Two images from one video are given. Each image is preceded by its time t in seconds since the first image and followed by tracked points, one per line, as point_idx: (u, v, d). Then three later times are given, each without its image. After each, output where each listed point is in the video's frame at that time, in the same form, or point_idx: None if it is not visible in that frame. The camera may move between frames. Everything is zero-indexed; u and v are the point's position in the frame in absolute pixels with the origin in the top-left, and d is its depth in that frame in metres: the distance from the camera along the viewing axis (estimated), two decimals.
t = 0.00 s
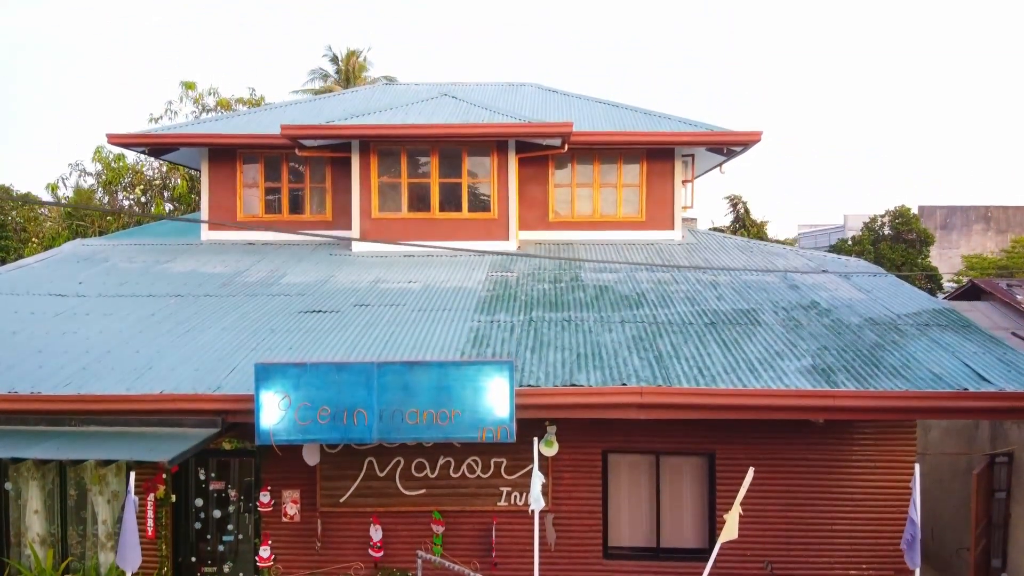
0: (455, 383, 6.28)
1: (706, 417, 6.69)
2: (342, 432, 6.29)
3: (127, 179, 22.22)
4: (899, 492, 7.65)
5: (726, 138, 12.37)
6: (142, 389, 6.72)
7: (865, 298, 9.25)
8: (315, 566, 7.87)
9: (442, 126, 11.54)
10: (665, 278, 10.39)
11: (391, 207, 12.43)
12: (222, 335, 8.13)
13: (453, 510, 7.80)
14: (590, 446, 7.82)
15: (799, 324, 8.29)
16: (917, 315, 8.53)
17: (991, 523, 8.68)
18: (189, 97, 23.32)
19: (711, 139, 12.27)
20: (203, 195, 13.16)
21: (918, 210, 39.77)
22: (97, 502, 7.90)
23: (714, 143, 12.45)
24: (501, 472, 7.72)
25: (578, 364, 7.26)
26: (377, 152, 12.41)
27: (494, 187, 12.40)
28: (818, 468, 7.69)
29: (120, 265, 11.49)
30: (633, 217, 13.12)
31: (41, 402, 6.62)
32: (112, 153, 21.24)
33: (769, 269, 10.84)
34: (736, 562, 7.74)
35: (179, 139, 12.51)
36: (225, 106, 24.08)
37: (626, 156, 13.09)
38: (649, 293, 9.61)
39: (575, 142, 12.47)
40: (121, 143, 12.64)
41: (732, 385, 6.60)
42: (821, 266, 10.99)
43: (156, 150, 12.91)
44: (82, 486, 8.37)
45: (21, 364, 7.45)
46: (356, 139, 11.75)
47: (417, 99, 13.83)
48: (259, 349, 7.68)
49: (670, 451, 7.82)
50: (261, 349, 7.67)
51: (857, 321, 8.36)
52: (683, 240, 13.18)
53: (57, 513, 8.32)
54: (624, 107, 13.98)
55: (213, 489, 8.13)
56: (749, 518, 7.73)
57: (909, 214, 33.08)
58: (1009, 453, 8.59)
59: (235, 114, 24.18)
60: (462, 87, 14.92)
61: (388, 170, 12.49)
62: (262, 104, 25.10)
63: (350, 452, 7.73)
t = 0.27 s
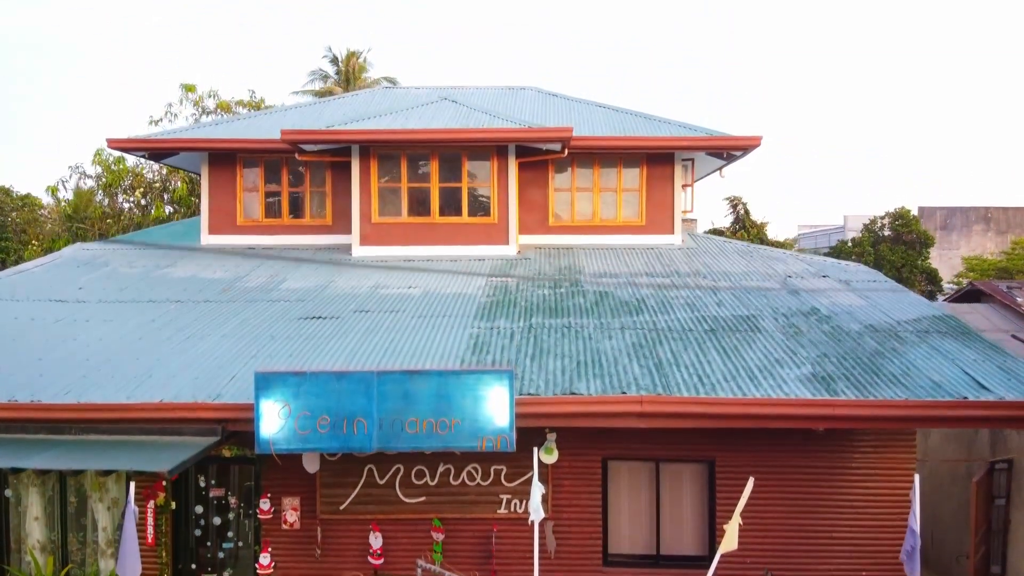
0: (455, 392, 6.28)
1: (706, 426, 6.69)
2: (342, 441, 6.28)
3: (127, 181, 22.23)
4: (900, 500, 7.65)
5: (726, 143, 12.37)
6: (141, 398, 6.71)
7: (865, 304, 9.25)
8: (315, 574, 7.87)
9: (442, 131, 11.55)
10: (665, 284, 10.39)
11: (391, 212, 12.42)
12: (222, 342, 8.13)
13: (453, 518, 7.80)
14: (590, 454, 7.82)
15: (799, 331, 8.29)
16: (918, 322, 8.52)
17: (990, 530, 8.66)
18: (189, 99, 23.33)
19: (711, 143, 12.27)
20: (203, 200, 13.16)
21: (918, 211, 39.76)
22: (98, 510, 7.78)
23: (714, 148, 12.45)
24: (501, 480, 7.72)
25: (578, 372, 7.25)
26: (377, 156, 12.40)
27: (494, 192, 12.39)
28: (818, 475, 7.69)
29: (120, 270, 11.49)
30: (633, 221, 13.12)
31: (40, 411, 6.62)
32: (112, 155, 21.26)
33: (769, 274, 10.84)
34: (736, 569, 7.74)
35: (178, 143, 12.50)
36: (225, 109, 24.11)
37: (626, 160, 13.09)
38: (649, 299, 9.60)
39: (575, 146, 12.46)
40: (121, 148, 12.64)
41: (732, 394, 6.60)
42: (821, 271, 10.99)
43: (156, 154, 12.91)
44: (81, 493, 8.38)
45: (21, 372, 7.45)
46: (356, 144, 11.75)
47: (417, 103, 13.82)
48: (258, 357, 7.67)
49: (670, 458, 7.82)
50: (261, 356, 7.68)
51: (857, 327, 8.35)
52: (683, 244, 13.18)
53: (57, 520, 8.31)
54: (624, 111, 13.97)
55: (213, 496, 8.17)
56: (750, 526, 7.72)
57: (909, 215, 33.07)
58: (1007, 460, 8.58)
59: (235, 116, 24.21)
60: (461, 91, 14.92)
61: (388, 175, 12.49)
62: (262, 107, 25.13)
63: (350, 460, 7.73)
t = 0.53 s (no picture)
0: (455, 412, 6.27)
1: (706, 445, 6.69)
2: (342, 461, 6.28)
3: (128, 186, 22.24)
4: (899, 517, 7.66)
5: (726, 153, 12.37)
6: (142, 416, 6.71)
7: (866, 318, 9.24)
8: None
9: (442, 142, 11.56)
10: (665, 296, 10.38)
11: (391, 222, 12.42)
12: (222, 358, 8.12)
13: (453, 534, 7.79)
14: (590, 470, 7.82)
15: (799, 346, 8.29)
16: (918, 337, 8.51)
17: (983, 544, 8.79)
18: (190, 105, 23.34)
19: (711, 154, 12.27)
20: (203, 209, 13.16)
21: (918, 214, 39.74)
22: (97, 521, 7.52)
23: (714, 158, 12.45)
24: (500, 496, 7.72)
25: (578, 389, 7.25)
26: (377, 166, 12.40)
27: (495, 202, 12.39)
28: (819, 492, 7.69)
29: (120, 280, 11.49)
30: (633, 230, 13.13)
31: (41, 430, 6.62)
32: (113, 161, 21.27)
33: (770, 286, 10.84)
34: None
35: (178, 153, 12.51)
36: (225, 114, 24.12)
37: (626, 170, 13.09)
38: (649, 312, 9.60)
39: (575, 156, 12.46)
40: (121, 158, 12.65)
41: (732, 412, 6.59)
42: (821, 282, 10.99)
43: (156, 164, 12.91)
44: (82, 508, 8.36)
45: (21, 388, 7.45)
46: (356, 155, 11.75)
47: (417, 112, 13.83)
48: (258, 373, 7.67)
49: (670, 474, 7.82)
50: (261, 372, 7.67)
51: (857, 342, 8.35)
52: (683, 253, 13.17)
53: (57, 535, 8.29)
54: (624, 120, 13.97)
55: (213, 511, 8.14)
56: (750, 542, 7.72)
57: (909, 219, 33.07)
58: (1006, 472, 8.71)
59: (235, 121, 24.22)
60: (461, 99, 14.92)
61: (388, 185, 12.49)
62: (262, 112, 25.15)
63: (350, 476, 7.73)
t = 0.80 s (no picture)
0: (455, 437, 6.28)
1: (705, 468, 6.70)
2: (342, 485, 6.29)
3: (128, 194, 22.25)
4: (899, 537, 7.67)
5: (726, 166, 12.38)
6: (142, 439, 6.71)
7: (865, 336, 9.25)
8: None
9: (442, 156, 11.58)
10: (665, 311, 10.39)
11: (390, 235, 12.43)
12: (222, 377, 8.13)
13: (453, 554, 7.80)
14: (589, 489, 7.82)
15: (799, 366, 8.29)
16: (917, 356, 8.52)
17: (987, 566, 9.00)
18: (189, 112, 23.35)
19: (710, 167, 12.28)
20: (203, 222, 13.17)
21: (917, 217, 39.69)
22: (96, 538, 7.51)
23: (714, 171, 12.46)
24: (500, 516, 7.73)
25: (578, 411, 7.24)
26: (377, 179, 12.40)
27: (494, 215, 12.40)
28: (818, 511, 7.69)
29: (121, 294, 11.50)
30: (632, 243, 13.13)
31: (41, 453, 6.63)
32: (113, 169, 21.27)
33: (770, 300, 10.84)
34: None
35: (179, 166, 12.51)
36: (225, 120, 24.13)
37: (626, 182, 13.10)
38: (649, 328, 9.60)
39: (575, 169, 12.46)
40: (121, 171, 12.66)
41: (731, 436, 6.60)
42: (821, 297, 11.00)
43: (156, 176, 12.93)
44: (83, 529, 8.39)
45: (22, 409, 7.45)
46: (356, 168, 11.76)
47: (417, 124, 13.83)
48: (258, 393, 7.67)
49: (670, 493, 7.84)
50: (261, 392, 7.67)
51: (857, 362, 8.35)
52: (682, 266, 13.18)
53: (57, 553, 8.26)
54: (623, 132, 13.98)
55: (213, 530, 8.16)
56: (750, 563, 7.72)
57: (909, 224, 33.06)
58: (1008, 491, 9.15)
59: (234, 128, 24.23)
60: (461, 110, 14.94)
61: (388, 198, 12.49)
62: (262, 119, 25.15)
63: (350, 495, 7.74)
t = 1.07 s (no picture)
0: (455, 463, 6.29)
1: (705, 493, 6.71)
2: (341, 511, 6.29)
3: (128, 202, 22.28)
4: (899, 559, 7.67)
5: (726, 180, 12.38)
6: (142, 463, 6.72)
7: (865, 353, 9.25)
8: None
9: (442, 171, 11.59)
10: (665, 327, 10.39)
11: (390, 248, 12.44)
12: (222, 397, 8.13)
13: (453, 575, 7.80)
14: (589, 510, 7.83)
15: (799, 386, 8.29)
16: (917, 376, 8.52)
17: None
18: (189, 120, 23.37)
19: (710, 181, 12.28)
20: (203, 235, 13.18)
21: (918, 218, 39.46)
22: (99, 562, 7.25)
23: (714, 185, 12.46)
24: (500, 537, 7.73)
25: (578, 433, 7.25)
26: (377, 193, 12.41)
27: (495, 228, 12.40)
28: (818, 532, 7.70)
29: (120, 308, 11.51)
30: (632, 256, 13.14)
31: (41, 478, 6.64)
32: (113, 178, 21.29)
33: (769, 316, 10.84)
34: None
35: (178, 180, 12.52)
36: (225, 128, 24.15)
37: (626, 195, 13.11)
38: (649, 345, 9.60)
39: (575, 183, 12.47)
40: (121, 185, 12.67)
41: (731, 461, 6.61)
42: (821, 312, 11.00)
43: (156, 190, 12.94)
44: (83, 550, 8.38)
45: (22, 431, 7.46)
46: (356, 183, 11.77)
47: (417, 136, 13.84)
48: (258, 414, 7.67)
49: (670, 514, 7.84)
50: (261, 414, 7.67)
51: (857, 382, 8.35)
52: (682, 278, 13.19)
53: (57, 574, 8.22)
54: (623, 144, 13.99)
55: (213, 550, 8.02)
56: None
57: (909, 229, 33.07)
58: (1006, 510, 9.30)
59: (235, 135, 24.25)
60: (461, 121, 14.95)
61: (388, 211, 12.50)
62: (262, 126, 25.17)
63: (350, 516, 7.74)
